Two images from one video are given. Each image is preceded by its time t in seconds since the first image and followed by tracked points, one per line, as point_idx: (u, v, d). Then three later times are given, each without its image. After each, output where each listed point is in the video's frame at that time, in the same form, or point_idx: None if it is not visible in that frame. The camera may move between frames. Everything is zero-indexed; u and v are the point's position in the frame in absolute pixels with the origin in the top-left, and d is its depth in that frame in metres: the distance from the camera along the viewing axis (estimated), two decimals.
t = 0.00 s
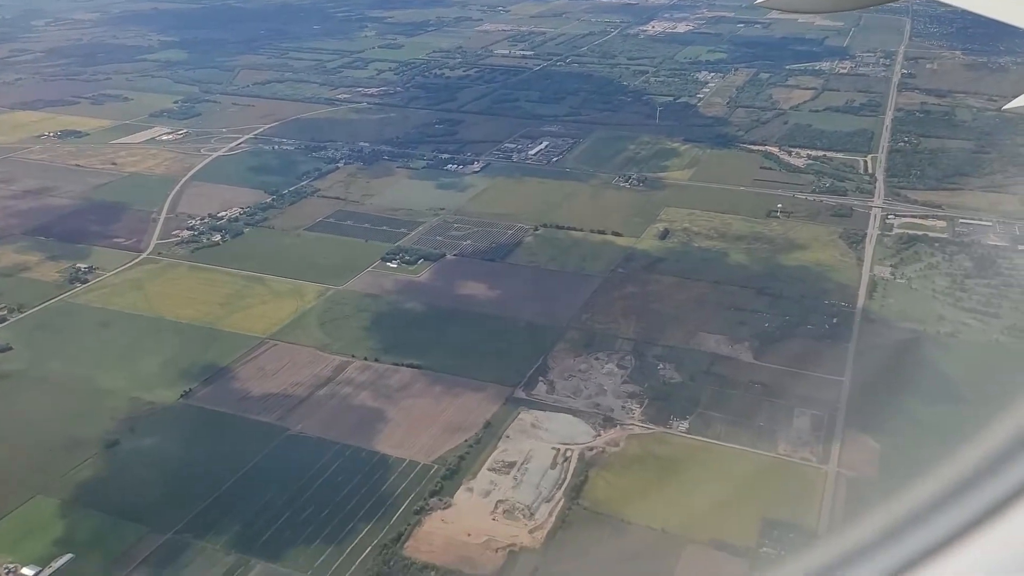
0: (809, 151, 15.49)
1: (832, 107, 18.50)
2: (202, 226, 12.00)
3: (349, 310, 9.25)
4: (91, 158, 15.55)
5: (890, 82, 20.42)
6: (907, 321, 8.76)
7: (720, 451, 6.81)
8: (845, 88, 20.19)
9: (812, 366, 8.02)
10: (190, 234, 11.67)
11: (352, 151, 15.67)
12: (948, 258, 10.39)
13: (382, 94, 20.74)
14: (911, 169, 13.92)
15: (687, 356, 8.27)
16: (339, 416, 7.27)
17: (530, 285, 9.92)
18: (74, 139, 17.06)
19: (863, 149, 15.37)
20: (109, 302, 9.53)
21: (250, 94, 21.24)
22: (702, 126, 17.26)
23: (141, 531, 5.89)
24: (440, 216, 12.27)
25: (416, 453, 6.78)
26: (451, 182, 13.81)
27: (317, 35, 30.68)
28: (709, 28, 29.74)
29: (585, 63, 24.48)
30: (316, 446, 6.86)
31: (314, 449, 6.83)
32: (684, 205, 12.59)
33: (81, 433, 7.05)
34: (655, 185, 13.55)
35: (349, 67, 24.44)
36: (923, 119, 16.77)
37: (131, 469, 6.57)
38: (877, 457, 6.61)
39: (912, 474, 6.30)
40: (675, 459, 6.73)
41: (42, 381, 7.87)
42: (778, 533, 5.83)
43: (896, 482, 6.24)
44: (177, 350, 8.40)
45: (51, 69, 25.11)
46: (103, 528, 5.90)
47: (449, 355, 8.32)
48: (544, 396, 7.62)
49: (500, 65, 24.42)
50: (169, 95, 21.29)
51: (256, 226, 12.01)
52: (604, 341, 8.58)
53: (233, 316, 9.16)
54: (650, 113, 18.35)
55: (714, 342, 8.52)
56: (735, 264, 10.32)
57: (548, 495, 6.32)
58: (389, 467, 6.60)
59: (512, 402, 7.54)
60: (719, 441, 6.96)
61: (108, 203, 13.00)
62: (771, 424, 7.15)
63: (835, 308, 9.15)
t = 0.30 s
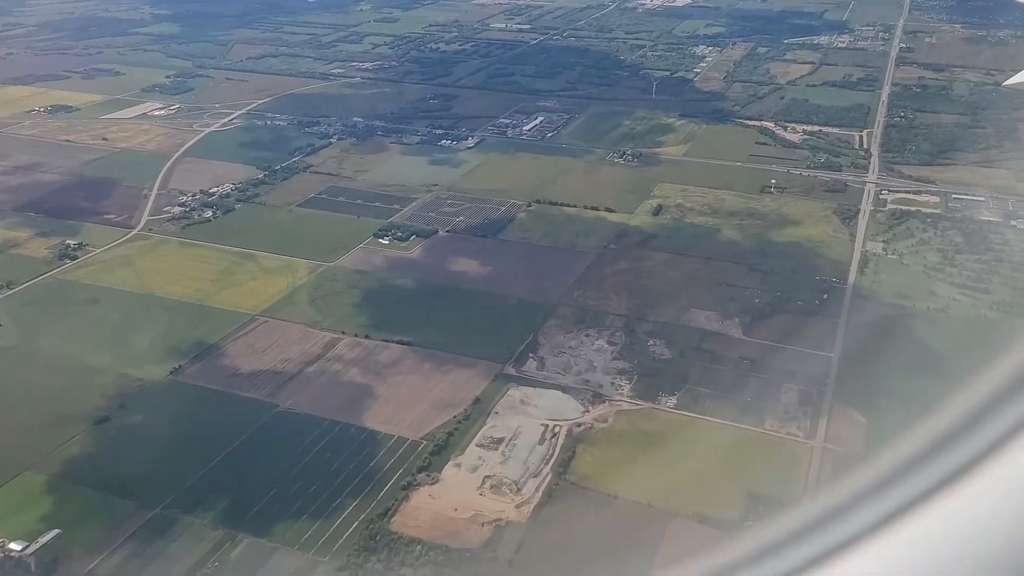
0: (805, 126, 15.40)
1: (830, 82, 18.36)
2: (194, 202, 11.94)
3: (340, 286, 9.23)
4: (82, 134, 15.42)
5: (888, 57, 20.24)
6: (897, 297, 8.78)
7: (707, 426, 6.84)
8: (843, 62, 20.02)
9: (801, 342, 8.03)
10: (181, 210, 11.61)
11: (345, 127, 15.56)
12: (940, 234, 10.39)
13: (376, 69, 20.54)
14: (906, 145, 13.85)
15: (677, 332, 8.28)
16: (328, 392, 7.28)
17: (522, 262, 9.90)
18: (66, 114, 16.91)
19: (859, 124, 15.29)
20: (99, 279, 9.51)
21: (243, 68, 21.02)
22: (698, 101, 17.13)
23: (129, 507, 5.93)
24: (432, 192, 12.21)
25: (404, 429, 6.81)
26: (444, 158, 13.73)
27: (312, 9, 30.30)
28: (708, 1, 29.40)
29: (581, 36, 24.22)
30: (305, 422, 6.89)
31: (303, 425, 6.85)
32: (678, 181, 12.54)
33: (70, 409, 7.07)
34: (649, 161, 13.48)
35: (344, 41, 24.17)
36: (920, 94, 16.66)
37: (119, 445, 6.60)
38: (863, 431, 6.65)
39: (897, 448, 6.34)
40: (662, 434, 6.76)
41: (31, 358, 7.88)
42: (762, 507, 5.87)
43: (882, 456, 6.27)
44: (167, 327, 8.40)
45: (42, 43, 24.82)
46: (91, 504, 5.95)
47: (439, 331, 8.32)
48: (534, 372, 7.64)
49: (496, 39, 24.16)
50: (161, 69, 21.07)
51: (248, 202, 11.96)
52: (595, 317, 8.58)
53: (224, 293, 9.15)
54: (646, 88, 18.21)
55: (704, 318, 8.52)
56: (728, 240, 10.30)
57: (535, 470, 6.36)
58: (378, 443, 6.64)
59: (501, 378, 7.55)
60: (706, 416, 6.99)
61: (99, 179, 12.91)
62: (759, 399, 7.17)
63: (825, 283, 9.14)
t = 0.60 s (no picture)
0: (800, 115, 15.36)
1: (826, 71, 18.29)
2: (185, 191, 11.90)
3: (330, 276, 9.21)
4: (75, 123, 15.35)
5: (885, 46, 20.16)
6: (888, 287, 8.77)
7: (694, 416, 6.85)
8: (840, 52, 19.93)
9: (789, 332, 8.03)
10: (172, 200, 11.57)
11: (339, 116, 15.50)
12: (932, 224, 10.38)
13: (371, 58, 20.42)
14: (901, 134, 13.83)
15: (666, 322, 8.27)
16: (316, 382, 7.29)
17: (512, 252, 9.89)
18: (58, 103, 16.83)
19: (854, 113, 15.25)
20: (89, 269, 9.49)
21: (237, 57, 20.90)
22: (693, 90, 17.07)
23: (114, 498, 5.95)
24: (425, 182, 12.18)
25: (391, 419, 6.82)
26: (438, 147, 13.67)
27: None
28: None
29: (578, 26, 24.11)
30: (292, 412, 6.90)
31: (290, 415, 6.86)
32: (671, 170, 12.51)
33: (57, 400, 7.06)
34: (643, 150, 13.45)
35: (339, 30, 24.04)
36: (916, 83, 16.61)
37: (105, 436, 6.60)
38: (851, 422, 6.65)
39: (884, 440, 6.34)
40: (648, 425, 6.76)
41: (19, 348, 7.87)
42: (746, 498, 5.88)
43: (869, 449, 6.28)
44: (155, 317, 8.39)
45: (36, 32, 24.66)
46: (75, 495, 5.96)
47: (429, 322, 8.32)
48: (522, 363, 7.63)
49: (492, 27, 24.04)
50: (155, 58, 20.95)
51: (240, 192, 11.92)
52: (584, 307, 8.58)
53: (213, 283, 9.13)
54: (642, 77, 18.13)
55: (694, 307, 8.53)
56: (719, 230, 10.29)
57: (521, 460, 6.36)
58: (364, 433, 6.64)
59: (489, 368, 7.55)
60: (693, 406, 7.00)
61: (90, 169, 12.86)
62: (747, 389, 7.18)
63: (815, 273, 9.15)
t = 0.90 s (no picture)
0: (793, 113, 15.34)
1: (820, 69, 18.27)
2: (176, 189, 11.86)
3: (318, 274, 9.18)
4: (66, 121, 15.29)
5: (880, 44, 20.14)
6: (877, 285, 8.76)
7: (681, 415, 6.82)
8: (835, 49, 19.91)
9: (777, 330, 8.02)
10: (163, 197, 11.53)
11: (331, 113, 15.45)
12: (923, 222, 10.38)
13: (364, 55, 20.36)
14: (894, 132, 13.83)
15: (655, 319, 8.25)
16: (302, 380, 7.26)
17: (502, 249, 9.86)
18: (50, 100, 16.76)
19: (847, 111, 15.24)
20: (77, 267, 9.46)
21: (231, 54, 20.83)
22: (687, 88, 17.04)
23: (98, 495, 5.94)
24: (416, 179, 12.15)
25: (376, 417, 6.80)
26: (430, 144, 13.63)
27: None
28: None
29: (573, 23, 24.05)
30: (277, 411, 6.88)
31: (275, 413, 6.84)
32: (663, 168, 12.48)
33: (42, 398, 7.04)
34: (636, 148, 13.42)
35: (333, 27, 23.96)
36: (910, 82, 16.60)
37: (90, 435, 6.58)
38: (837, 420, 6.62)
39: (872, 441, 6.31)
40: (636, 424, 6.73)
41: (5, 345, 7.84)
42: (732, 496, 5.85)
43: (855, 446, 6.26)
44: (143, 315, 8.36)
45: (29, 29, 24.54)
46: (58, 494, 5.94)
47: (417, 319, 8.29)
48: (510, 360, 7.61)
49: (487, 25, 23.98)
50: (148, 56, 20.87)
51: (231, 189, 11.88)
52: (573, 305, 8.56)
53: (202, 281, 9.09)
54: (635, 75, 18.10)
55: (683, 305, 8.51)
56: (710, 227, 10.27)
57: (506, 458, 6.35)
58: (349, 431, 6.62)
59: (477, 365, 7.53)
60: (680, 404, 6.97)
61: (81, 166, 12.81)
62: (734, 387, 7.16)
63: (805, 271, 9.13)
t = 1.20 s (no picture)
0: (786, 117, 15.37)
1: (813, 73, 18.31)
2: (168, 195, 11.85)
3: (308, 280, 9.17)
4: (60, 127, 15.29)
5: (874, 49, 20.19)
6: (867, 289, 8.75)
7: (670, 421, 6.80)
8: (829, 54, 19.95)
9: (768, 336, 8.00)
10: (154, 203, 11.53)
11: (325, 119, 15.46)
12: (913, 226, 10.39)
13: (359, 61, 20.39)
14: (886, 137, 13.85)
15: (645, 325, 8.23)
16: (290, 386, 7.25)
17: (492, 254, 9.85)
18: (44, 107, 16.78)
19: (840, 115, 15.27)
20: (67, 273, 9.45)
21: (226, 61, 20.85)
22: (681, 93, 17.07)
23: (82, 502, 5.92)
24: (408, 184, 12.15)
25: (363, 423, 6.79)
26: (423, 150, 13.63)
27: None
28: None
29: (568, 29, 24.10)
30: (264, 417, 6.87)
31: (262, 420, 6.82)
32: (655, 173, 12.49)
33: (29, 404, 7.03)
34: (628, 153, 13.43)
35: (329, 33, 24.00)
36: (903, 86, 16.63)
37: (76, 441, 6.57)
38: (825, 425, 6.60)
39: (860, 447, 6.28)
40: (622, 429, 6.71)
41: None
42: (719, 501, 5.84)
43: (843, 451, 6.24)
44: (131, 320, 8.34)
45: (25, 37, 24.56)
46: (43, 500, 5.93)
47: (405, 324, 8.28)
48: (498, 365, 7.61)
49: (482, 31, 24.02)
50: (143, 62, 20.89)
51: (223, 194, 11.88)
52: (563, 310, 8.55)
53: (191, 286, 9.08)
54: (629, 80, 18.13)
55: (673, 309, 8.50)
56: (701, 232, 10.27)
57: (493, 463, 6.33)
58: (335, 437, 6.60)
59: (465, 370, 7.52)
60: (667, 408, 6.97)
61: (73, 173, 12.81)
62: (722, 392, 7.15)
63: (796, 276, 9.12)
